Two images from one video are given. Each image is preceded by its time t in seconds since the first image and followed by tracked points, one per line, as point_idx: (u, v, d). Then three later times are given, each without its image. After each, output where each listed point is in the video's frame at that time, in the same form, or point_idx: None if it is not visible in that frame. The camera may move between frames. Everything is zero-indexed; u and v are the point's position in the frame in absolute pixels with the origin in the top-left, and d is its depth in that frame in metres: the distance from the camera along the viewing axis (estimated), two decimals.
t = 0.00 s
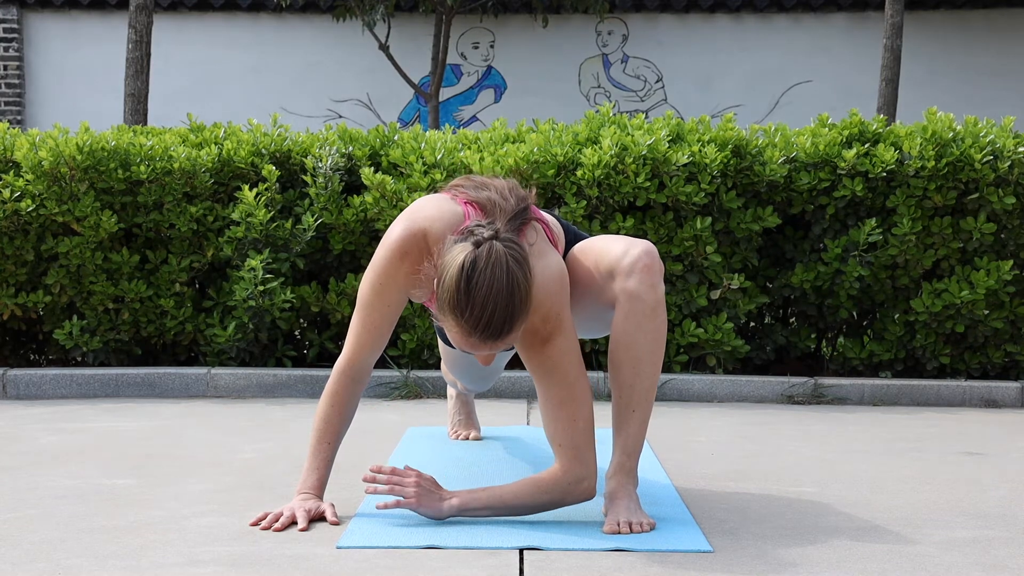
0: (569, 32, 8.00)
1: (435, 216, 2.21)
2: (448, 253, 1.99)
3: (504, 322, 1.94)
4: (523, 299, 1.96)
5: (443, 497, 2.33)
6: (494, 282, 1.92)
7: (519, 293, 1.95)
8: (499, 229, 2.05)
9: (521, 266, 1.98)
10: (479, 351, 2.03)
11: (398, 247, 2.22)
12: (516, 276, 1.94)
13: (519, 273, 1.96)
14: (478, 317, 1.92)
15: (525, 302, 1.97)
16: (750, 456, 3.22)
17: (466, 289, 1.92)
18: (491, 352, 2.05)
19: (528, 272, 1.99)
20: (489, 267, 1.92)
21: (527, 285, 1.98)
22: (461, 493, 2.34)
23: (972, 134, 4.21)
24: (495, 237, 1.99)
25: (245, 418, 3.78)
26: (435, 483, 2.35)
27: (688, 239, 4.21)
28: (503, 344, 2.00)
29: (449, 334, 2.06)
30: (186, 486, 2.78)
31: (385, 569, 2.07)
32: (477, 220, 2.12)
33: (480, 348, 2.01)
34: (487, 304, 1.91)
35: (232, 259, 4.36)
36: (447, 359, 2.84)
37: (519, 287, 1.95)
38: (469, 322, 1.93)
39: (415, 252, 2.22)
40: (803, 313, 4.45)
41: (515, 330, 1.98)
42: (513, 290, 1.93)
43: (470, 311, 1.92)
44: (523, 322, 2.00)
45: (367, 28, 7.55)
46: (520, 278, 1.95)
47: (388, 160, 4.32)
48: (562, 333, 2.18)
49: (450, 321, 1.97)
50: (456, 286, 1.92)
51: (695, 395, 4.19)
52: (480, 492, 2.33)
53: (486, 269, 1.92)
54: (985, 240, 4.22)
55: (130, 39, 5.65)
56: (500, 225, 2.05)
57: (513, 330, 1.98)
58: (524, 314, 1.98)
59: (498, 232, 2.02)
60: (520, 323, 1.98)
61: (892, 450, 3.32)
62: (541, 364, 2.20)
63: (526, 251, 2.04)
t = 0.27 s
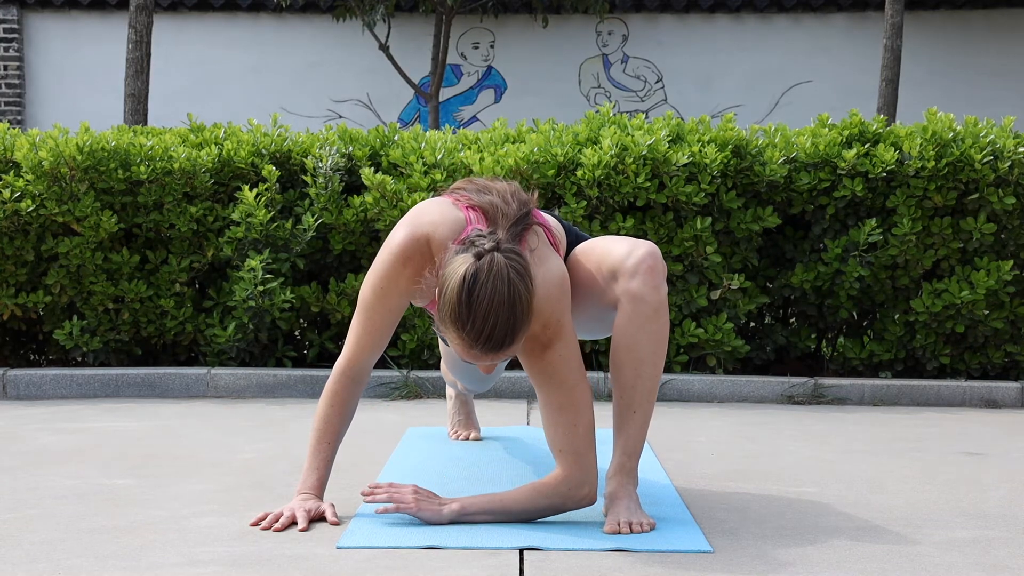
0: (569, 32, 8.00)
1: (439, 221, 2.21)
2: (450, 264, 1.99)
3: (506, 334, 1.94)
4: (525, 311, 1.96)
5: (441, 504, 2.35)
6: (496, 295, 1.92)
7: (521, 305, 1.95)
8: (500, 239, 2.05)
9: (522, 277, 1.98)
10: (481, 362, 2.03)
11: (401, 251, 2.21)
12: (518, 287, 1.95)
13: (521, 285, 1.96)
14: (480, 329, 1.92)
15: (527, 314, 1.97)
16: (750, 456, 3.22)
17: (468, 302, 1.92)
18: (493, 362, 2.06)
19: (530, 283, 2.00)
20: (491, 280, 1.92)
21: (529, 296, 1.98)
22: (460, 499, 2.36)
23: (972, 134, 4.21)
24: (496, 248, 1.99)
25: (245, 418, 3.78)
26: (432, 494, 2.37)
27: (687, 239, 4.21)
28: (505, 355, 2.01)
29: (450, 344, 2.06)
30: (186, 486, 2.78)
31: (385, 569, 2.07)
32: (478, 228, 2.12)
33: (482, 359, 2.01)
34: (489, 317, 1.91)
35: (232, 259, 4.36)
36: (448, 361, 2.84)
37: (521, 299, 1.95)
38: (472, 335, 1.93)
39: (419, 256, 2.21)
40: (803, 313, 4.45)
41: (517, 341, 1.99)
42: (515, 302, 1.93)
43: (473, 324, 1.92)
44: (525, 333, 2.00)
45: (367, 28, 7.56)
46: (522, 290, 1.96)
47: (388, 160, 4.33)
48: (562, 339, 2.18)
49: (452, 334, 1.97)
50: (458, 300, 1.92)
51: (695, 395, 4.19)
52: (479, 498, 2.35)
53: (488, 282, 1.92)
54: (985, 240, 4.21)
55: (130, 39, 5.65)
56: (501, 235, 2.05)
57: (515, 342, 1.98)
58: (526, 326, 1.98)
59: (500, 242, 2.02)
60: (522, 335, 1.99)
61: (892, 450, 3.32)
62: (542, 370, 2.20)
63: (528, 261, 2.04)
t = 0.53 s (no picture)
0: (569, 32, 8.00)
1: (442, 225, 2.20)
2: (449, 272, 1.99)
3: (505, 344, 1.94)
4: (524, 320, 1.96)
5: (441, 505, 2.35)
6: (495, 305, 1.92)
7: (520, 315, 1.95)
8: (500, 246, 2.04)
9: (522, 286, 1.98)
10: (480, 370, 2.03)
11: (403, 255, 2.21)
12: (517, 297, 1.94)
13: (521, 294, 1.96)
14: (478, 339, 1.92)
15: (526, 323, 1.97)
16: (750, 456, 3.22)
17: (467, 312, 1.92)
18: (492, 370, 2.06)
19: (530, 292, 1.99)
20: (490, 289, 1.92)
21: (528, 305, 1.98)
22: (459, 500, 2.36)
23: (972, 134, 4.21)
24: (496, 256, 1.99)
25: (245, 418, 3.78)
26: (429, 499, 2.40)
27: (687, 239, 4.21)
28: (504, 363, 2.01)
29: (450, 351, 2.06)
30: (186, 487, 2.78)
31: (384, 569, 2.07)
32: (480, 234, 2.11)
33: (481, 368, 2.01)
34: (488, 327, 1.91)
35: (232, 259, 4.36)
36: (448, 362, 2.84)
37: (520, 308, 1.95)
38: (471, 344, 1.93)
39: (421, 260, 2.21)
40: (803, 313, 4.45)
41: (516, 350, 1.99)
42: (514, 311, 1.93)
43: (471, 333, 1.92)
44: (524, 341, 2.00)
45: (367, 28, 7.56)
46: (521, 299, 1.95)
47: (388, 160, 4.33)
48: (562, 344, 2.18)
49: (451, 342, 1.97)
50: (457, 309, 1.92)
51: (695, 395, 4.19)
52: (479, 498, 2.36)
53: (487, 291, 1.92)
54: (985, 240, 4.21)
55: (130, 39, 5.65)
56: (501, 242, 2.04)
57: (514, 351, 1.99)
58: (525, 335, 1.98)
59: (500, 250, 2.02)
60: (521, 344, 1.99)
61: (891, 450, 3.32)
62: (541, 375, 2.20)
63: (527, 269, 2.04)
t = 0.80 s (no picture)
0: (569, 32, 8.00)
1: (446, 226, 2.19)
2: (450, 278, 1.99)
3: (504, 351, 1.94)
4: (524, 326, 1.96)
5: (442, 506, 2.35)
6: (494, 312, 1.92)
7: (520, 322, 1.95)
8: (501, 252, 2.04)
9: (522, 292, 1.98)
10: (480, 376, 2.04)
11: (406, 257, 2.20)
12: (517, 304, 1.94)
13: (521, 301, 1.96)
14: (478, 346, 1.92)
15: (525, 330, 1.97)
16: (750, 456, 3.22)
17: (467, 318, 1.92)
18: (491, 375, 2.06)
19: (530, 298, 1.99)
20: (490, 296, 1.92)
21: (528, 312, 1.98)
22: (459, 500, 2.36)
23: (972, 134, 4.21)
24: (497, 262, 1.99)
25: (245, 418, 3.78)
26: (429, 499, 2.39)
27: (687, 239, 4.21)
28: (503, 369, 2.01)
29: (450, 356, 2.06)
30: (186, 487, 2.78)
31: (384, 569, 2.07)
32: (483, 238, 2.11)
33: (481, 374, 2.02)
34: (488, 333, 1.91)
35: (232, 259, 4.36)
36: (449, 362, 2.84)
37: (519, 315, 1.95)
38: (470, 350, 1.93)
39: (424, 262, 2.20)
40: (803, 313, 4.45)
41: (515, 357, 1.99)
42: (514, 318, 1.93)
43: (471, 340, 1.92)
44: (523, 348, 2.00)
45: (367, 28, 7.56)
46: (521, 306, 1.95)
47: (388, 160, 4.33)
48: (562, 347, 2.18)
49: (451, 348, 1.97)
50: (457, 315, 1.92)
51: (695, 395, 4.19)
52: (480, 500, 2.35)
53: (487, 298, 1.92)
54: (985, 240, 4.21)
55: (130, 39, 5.65)
56: (502, 247, 2.04)
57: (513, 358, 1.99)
58: (524, 341, 1.98)
59: (501, 256, 2.02)
60: (520, 350, 1.99)
61: (892, 450, 3.32)
62: (541, 379, 2.20)
63: (528, 275, 2.03)
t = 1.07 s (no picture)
0: (569, 32, 8.00)
1: (447, 230, 2.18)
2: (450, 284, 1.99)
3: (503, 359, 1.95)
4: (523, 334, 1.96)
5: (442, 506, 2.35)
6: (494, 320, 1.92)
7: (519, 329, 1.95)
8: (501, 258, 2.04)
9: (522, 299, 1.97)
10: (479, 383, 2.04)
11: (407, 260, 2.19)
12: (516, 311, 1.94)
13: (520, 309, 1.96)
14: (477, 353, 1.93)
15: (525, 338, 1.97)
16: (750, 456, 3.22)
17: (466, 325, 1.92)
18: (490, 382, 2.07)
19: (529, 305, 1.99)
20: (489, 304, 1.92)
21: (528, 319, 1.98)
22: (460, 500, 2.36)
23: (972, 134, 4.21)
24: (496, 269, 1.98)
25: (246, 418, 3.78)
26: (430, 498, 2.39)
27: (687, 239, 4.21)
28: (502, 377, 2.01)
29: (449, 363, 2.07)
30: (186, 487, 2.78)
31: (384, 569, 2.07)
32: (484, 243, 2.10)
33: (480, 381, 2.02)
34: (487, 341, 1.92)
35: (232, 259, 4.36)
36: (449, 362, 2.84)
37: (519, 323, 1.95)
38: (469, 357, 1.94)
39: (424, 265, 2.20)
40: (803, 313, 4.45)
41: (514, 364, 1.99)
42: (513, 326, 1.93)
43: (470, 347, 1.92)
44: (522, 355, 2.00)
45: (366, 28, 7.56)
46: (521, 313, 1.95)
47: (388, 160, 4.33)
48: (561, 351, 2.18)
49: (450, 355, 1.98)
50: (456, 323, 1.92)
51: (695, 395, 4.19)
52: (481, 500, 2.35)
53: (486, 305, 1.92)
54: (985, 240, 4.21)
55: (130, 39, 5.65)
56: (502, 254, 2.04)
57: (513, 365, 1.99)
58: (523, 348, 1.98)
59: (500, 263, 2.01)
60: (519, 358, 1.99)
61: (891, 450, 3.32)
62: (541, 383, 2.20)
63: (528, 282, 2.03)
